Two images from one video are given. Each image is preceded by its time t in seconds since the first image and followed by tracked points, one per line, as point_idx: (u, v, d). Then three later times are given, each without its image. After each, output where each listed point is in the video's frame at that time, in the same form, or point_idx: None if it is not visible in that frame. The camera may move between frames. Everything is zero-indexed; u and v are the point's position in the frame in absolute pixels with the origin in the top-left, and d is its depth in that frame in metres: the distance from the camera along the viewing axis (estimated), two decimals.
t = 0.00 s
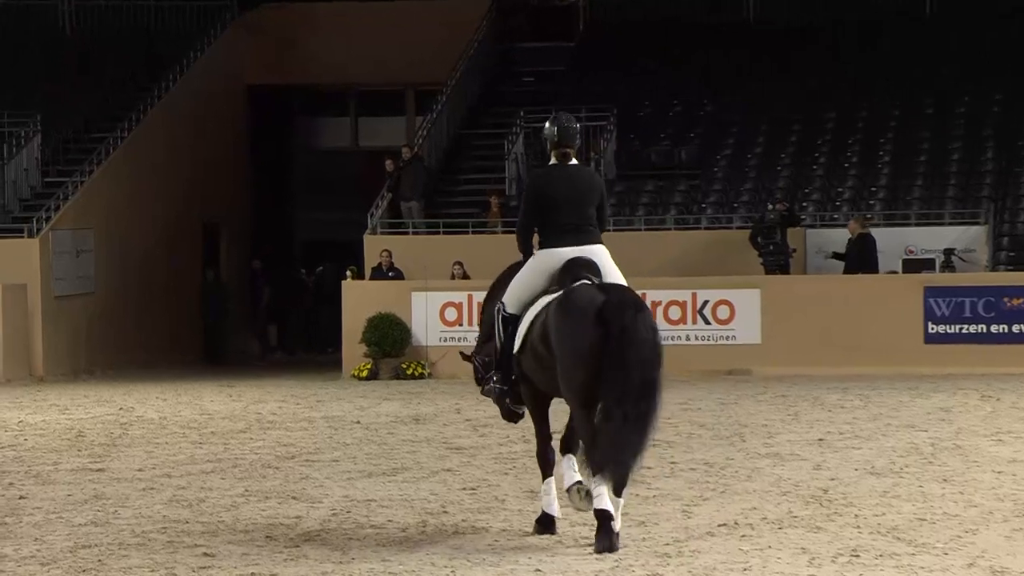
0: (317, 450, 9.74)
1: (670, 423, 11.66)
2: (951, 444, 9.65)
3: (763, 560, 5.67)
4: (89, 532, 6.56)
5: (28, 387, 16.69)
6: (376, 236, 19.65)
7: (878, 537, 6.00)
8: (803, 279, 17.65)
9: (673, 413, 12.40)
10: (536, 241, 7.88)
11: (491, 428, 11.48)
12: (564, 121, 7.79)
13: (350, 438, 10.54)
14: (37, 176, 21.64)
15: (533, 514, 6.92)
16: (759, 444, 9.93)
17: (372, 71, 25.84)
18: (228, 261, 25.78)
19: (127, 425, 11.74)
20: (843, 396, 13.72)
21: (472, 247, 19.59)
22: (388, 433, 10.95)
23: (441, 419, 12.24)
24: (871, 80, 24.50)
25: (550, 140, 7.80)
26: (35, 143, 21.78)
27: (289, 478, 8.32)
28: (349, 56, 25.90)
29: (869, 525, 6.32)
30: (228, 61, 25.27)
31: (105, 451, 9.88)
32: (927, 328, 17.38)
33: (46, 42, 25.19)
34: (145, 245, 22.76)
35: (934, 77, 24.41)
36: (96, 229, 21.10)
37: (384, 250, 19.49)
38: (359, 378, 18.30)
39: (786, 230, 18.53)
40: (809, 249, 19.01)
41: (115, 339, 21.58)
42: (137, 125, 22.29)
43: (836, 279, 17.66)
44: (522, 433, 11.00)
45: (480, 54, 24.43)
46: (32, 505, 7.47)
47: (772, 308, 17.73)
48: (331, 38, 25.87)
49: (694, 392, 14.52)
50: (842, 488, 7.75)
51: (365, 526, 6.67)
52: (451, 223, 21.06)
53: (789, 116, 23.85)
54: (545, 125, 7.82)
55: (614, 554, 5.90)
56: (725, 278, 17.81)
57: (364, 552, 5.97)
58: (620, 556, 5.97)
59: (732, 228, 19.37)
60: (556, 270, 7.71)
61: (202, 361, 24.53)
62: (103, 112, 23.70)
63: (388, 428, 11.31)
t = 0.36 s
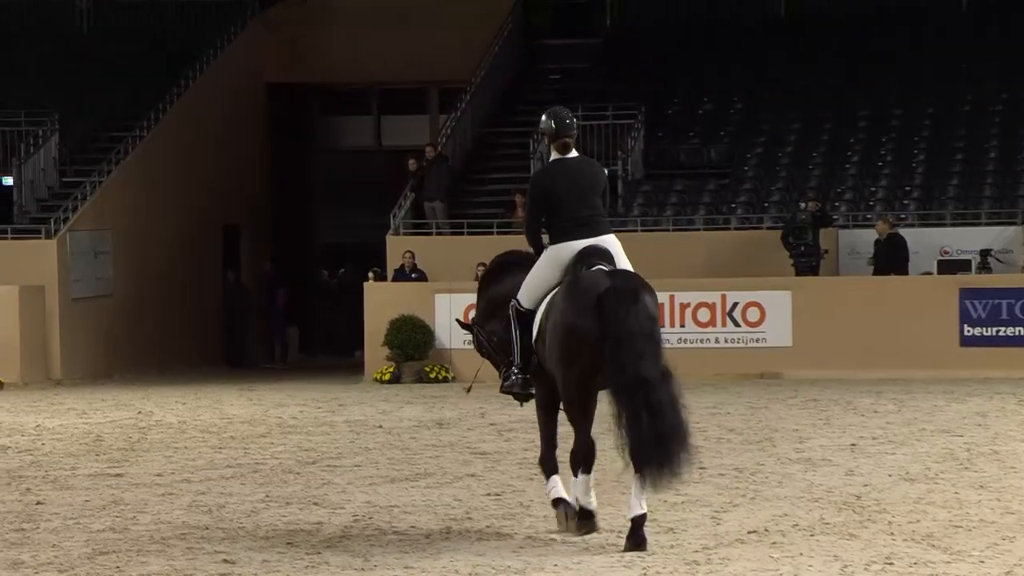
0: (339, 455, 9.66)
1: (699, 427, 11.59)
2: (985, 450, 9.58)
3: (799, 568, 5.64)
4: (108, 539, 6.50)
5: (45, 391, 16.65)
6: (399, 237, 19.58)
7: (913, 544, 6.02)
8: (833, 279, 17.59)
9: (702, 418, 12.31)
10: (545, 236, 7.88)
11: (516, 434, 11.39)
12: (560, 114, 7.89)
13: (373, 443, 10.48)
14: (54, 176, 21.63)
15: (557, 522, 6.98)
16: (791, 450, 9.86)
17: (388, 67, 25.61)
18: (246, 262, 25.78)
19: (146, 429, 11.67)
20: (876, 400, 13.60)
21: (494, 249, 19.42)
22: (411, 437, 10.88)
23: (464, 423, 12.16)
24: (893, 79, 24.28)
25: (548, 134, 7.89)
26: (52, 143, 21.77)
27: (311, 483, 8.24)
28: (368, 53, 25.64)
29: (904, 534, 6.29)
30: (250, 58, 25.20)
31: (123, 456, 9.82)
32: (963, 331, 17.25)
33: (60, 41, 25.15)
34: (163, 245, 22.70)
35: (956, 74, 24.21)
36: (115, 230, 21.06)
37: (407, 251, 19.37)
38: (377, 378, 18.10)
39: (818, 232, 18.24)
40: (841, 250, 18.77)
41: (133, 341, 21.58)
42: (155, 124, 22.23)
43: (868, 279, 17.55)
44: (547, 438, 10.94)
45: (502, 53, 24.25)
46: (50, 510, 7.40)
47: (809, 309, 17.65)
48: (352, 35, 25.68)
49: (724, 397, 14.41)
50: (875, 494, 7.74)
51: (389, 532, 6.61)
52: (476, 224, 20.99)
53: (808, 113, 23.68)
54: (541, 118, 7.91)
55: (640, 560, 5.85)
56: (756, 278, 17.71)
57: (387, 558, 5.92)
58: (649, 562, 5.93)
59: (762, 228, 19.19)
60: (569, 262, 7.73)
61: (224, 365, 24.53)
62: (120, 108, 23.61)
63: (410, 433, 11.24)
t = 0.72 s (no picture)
0: (358, 458, 9.58)
1: (725, 429, 11.50)
2: (1017, 452, 9.47)
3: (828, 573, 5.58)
4: (123, 542, 6.43)
5: (59, 393, 16.60)
6: (419, 237, 19.40)
7: (944, 549, 5.97)
8: (859, 279, 17.45)
9: (727, 420, 12.20)
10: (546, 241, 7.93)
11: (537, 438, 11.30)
12: (566, 124, 7.94)
13: (391, 445, 10.41)
14: (70, 174, 21.57)
15: (581, 528, 6.91)
16: (818, 452, 9.78)
17: (410, 62, 25.58)
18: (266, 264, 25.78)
19: (162, 432, 11.60)
20: (906, 402, 13.47)
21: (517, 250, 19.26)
22: (430, 440, 10.81)
23: (484, 426, 12.06)
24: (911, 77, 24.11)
25: (554, 141, 7.93)
26: (67, 142, 21.69)
27: (329, 487, 8.15)
28: (386, 47, 25.63)
29: (933, 539, 6.23)
30: (270, 56, 25.23)
31: (140, 458, 9.75)
32: (993, 332, 17.16)
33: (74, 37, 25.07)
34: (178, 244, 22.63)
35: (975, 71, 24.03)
36: (131, 228, 21.03)
37: (426, 251, 19.19)
38: (398, 381, 17.95)
39: (847, 230, 18.05)
40: (870, 249, 18.59)
41: (148, 342, 21.52)
42: (171, 122, 22.18)
43: (893, 279, 17.43)
44: (568, 442, 10.86)
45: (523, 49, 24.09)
46: (65, 514, 7.32)
47: (837, 309, 17.56)
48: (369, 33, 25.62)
49: (750, 399, 14.28)
50: (904, 498, 7.65)
51: (408, 536, 6.53)
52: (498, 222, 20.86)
53: (824, 110, 23.52)
54: (547, 127, 7.97)
55: (664, 565, 5.79)
56: (785, 278, 17.55)
57: (407, 564, 5.83)
58: (674, 566, 5.85)
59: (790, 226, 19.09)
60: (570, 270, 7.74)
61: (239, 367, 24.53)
62: (134, 107, 23.57)
63: (429, 435, 11.16)
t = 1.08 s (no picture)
0: (379, 461, 9.52)
1: (752, 432, 11.43)
2: None
3: None
4: (142, 545, 6.37)
5: (77, 394, 16.58)
6: (439, 237, 19.32)
7: (975, 554, 5.92)
8: (891, 279, 17.42)
9: (754, 422, 12.12)
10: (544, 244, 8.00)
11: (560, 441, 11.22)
12: (571, 129, 8.06)
13: (413, 448, 10.35)
14: (87, 173, 21.49)
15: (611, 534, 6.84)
16: (847, 454, 9.70)
17: (431, 66, 25.73)
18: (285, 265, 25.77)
19: (181, 434, 11.55)
20: (935, 405, 13.38)
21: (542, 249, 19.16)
22: (451, 442, 10.76)
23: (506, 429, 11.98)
24: (929, 74, 23.95)
25: (559, 146, 8.06)
26: (84, 140, 21.61)
27: (350, 489, 8.09)
28: (404, 49, 25.67)
29: (965, 543, 6.17)
30: (288, 54, 25.22)
31: (158, 461, 9.70)
32: None
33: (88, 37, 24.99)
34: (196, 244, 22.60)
35: (993, 68, 23.86)
36: (149, 228, 20.99)
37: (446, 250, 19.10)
38: (418, 381, 17.88)
39: (875, 229, 18.05)
40: (900, 248, 18.57)
41: (164, 342, 21.47)
42: (189, 120, 22.15)
43: (922, 280, 17.36)
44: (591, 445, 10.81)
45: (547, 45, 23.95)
46: (83, 517, 7.27)
47: (865, 309, 17.46)
48: (386, 32, 25.64)
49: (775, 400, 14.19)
50: (934, 502, 7.57)
51: (430, 539, 6.47)
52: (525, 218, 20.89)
53: (840, 106, 23.39)
54: (552, 131, 8.08)
55: (690, 569, 5.73)
56: (815, 278, 17.54)
57: (428, 567, 5.77)
58: (700, 569, 5.79)
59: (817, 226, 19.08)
60: (569, 276, 7.87)
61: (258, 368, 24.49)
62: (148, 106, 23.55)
63: (451, 437, 11.11)
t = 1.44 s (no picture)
0: (399, 462, 9.46)
1: (777, 433, 11.35)
2: None
3: None
4: (158, 548, 6.33)
5: (95, 396, 16.58)
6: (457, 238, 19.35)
7: (1003, 558, 5.86)
8: (922, 279, 17.34)
9: (779, 423, 12.04)
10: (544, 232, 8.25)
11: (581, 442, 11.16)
12: (565, 119, 8.28)
13: (433, 449, 10.31)
14: (104, 170, 21.48)
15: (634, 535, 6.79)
16: (875, 456, 9.62)
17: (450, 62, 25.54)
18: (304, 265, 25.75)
19: (199, 435, 11.52)
20: (964, 406, 13.26)
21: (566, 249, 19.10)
22: (472, 443, 10.71)
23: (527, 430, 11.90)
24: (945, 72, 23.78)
25: (554, 135, 8.28)
26: (103, 136, 21.59)
27: (370, 490, 8.05)
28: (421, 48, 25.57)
29: (992, 547, 6.09)
30: (305, 53, 25.23)
31: (175, 462, 9.66)
32: None
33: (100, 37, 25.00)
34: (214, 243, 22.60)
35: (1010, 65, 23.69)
36: (166, 227, 20.98)
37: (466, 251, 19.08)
38: (438, 380, 17.71)
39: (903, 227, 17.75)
40: (926, 247, 18.46)
41: (181, 343, 21.46)
42: (207, 118, 22.14)
43: (956, 282, 17.29)
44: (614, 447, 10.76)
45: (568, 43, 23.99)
46: (100, 518, 7.22)
47: (893, 309, 17.43)
48: (403, 32, 25.57)
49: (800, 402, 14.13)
50: (963, 504, 7.48)
51: (450, 541, 6.42)
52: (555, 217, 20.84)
53: (855, 105, 23.26)
54: (545, 121, 8.30)
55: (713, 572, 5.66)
56: (841, 278, 17.46)
57: (447, 570, 5.72)
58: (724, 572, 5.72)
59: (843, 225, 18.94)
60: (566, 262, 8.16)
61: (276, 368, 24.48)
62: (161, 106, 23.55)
63: (471, 437, 11.06)
